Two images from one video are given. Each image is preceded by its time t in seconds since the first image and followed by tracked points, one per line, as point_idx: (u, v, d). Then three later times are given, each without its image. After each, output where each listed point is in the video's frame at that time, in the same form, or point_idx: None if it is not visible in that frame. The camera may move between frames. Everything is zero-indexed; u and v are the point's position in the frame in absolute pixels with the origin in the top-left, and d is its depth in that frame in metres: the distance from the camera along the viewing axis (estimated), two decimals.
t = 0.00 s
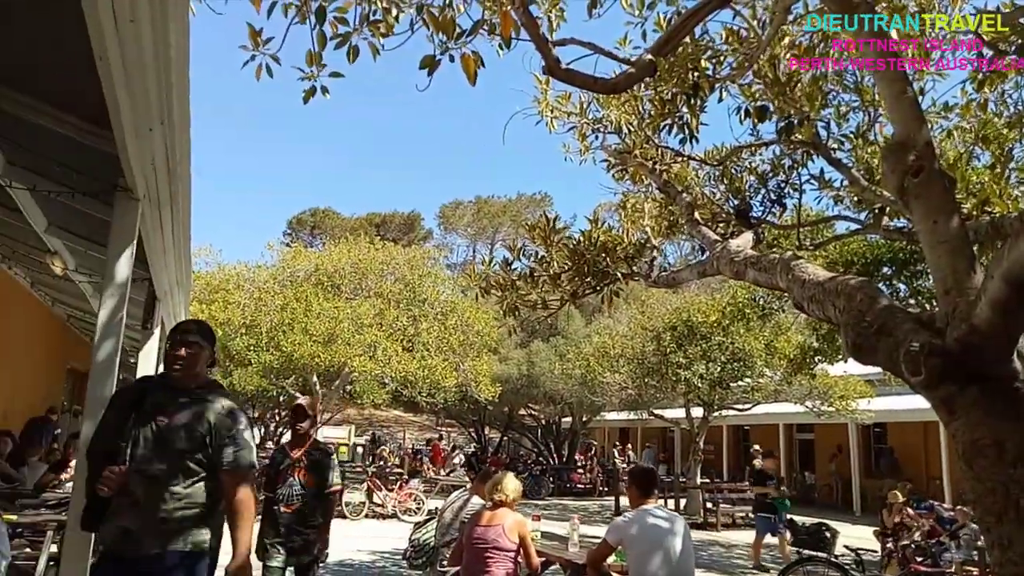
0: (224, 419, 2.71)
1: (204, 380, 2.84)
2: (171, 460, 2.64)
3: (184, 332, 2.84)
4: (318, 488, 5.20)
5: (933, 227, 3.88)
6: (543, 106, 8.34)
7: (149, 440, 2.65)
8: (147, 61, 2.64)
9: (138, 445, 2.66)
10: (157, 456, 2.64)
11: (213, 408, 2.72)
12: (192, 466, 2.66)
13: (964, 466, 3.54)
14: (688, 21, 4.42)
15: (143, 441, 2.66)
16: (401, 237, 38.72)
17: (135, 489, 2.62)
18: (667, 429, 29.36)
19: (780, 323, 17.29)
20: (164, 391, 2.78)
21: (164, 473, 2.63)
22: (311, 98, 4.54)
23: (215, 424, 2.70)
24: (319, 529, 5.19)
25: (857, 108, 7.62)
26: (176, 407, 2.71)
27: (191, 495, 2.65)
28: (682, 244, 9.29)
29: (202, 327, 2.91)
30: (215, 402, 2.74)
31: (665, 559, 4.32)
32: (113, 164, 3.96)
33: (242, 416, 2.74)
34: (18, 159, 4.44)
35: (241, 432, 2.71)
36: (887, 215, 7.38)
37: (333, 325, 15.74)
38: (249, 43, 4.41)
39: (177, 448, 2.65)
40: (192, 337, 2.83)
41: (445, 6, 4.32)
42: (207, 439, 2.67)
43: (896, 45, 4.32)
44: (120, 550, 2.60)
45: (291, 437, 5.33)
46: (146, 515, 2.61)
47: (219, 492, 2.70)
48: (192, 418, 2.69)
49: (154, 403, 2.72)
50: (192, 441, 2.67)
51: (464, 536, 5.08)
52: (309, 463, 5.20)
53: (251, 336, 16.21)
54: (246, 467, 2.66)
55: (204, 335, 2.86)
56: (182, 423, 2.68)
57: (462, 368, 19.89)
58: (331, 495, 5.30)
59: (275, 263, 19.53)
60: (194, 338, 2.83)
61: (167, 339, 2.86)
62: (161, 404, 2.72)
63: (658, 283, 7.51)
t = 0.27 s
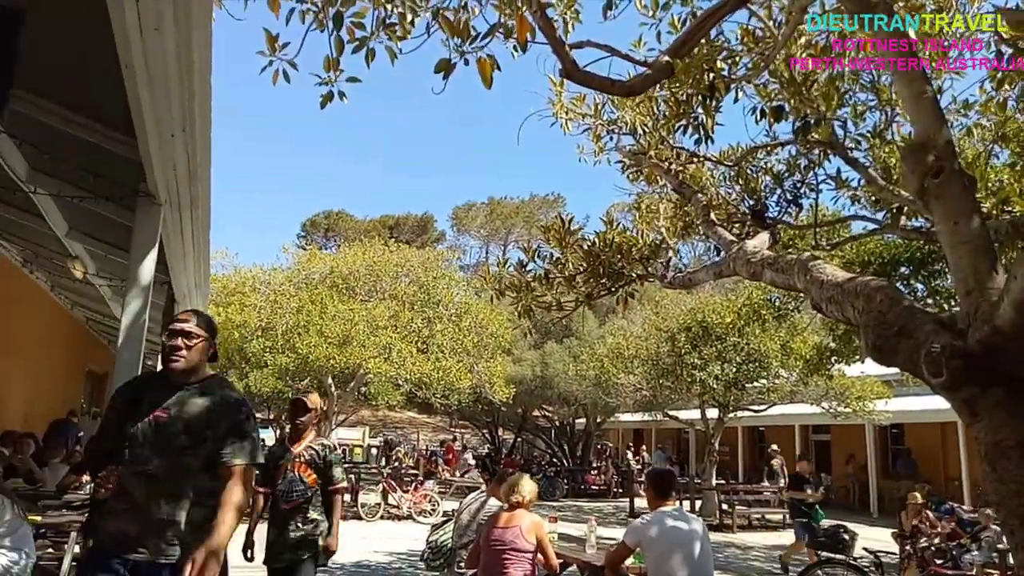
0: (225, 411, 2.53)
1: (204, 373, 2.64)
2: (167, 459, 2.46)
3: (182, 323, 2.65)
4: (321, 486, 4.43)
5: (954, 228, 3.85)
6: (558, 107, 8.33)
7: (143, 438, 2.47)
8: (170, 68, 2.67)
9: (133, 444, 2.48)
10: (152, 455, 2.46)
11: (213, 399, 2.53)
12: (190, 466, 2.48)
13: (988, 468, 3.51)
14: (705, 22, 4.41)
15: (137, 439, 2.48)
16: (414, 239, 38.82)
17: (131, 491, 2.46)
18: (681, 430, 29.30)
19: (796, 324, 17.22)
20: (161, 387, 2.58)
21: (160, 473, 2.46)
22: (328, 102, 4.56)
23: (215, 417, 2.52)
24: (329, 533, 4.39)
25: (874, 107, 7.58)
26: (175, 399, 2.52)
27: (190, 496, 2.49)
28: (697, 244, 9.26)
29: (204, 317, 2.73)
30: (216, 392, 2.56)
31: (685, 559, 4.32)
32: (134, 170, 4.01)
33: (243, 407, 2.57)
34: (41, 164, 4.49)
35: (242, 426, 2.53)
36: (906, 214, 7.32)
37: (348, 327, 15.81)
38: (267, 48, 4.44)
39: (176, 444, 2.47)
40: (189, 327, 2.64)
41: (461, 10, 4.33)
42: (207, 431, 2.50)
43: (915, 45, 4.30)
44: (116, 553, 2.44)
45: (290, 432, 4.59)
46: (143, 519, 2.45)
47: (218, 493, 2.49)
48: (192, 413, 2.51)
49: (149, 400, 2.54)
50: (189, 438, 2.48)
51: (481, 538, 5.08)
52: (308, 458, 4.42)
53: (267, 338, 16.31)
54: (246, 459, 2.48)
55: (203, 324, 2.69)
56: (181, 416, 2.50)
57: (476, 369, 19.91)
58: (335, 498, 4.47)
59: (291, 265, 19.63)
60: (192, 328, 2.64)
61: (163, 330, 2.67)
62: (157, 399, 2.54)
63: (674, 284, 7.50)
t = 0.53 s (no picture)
0: (202, 413, 2.46)
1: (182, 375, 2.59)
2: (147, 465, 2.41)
3: (157, 320, 2.59)
4: (316, 493, 4.41)
5: (968, 229, 3.84)
6: (567, 109, 8.34)
7: (121, 444, 2.41)
8: (190, 74, 2.71)
9: (112, 449, 2.41)
10: (131, 461, 2.41)
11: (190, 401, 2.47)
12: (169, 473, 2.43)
13: (999, 472, 3.49)
14: (716, 25, 4.43)
15: (114, 444, 2.42)
16: (422, 240, 38.83)
17: (109, 499, 2.41)
18: (689, 430, 29.26)
19: (804, 324, 17.19)
20: (141, 388, 2.52)
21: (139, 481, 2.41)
22: (345, 106, 4.58)
23: (192, 420, 2.45)
24: (322, 538, 4.41)
25: (883, 107, 7.57)
26: (152, 403, 2.46)
27: (168, 504, 2.44)
28: (705, 244, 9.26)
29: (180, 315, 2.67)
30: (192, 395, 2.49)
31: (698, 560, 4.33)
32: (153, 174, 4.05)
33: (221, 408, 2.50)
34: (59, 168, 4.52)
35: (218, 425, 2.46)
36: (916, 214, 7.30)
37: (357, 327, 15.86)
38: (285, 53, 4.47)
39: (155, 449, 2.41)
40: (167, 327, 2.59)
41: (476, 13, 4.34)
42: (184, 436, 2.43)
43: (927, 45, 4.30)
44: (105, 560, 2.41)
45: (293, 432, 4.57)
46: (123, 526, 2.42)
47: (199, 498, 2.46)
48: (170, 415, 2.44)
49: (124, 404, 2.48)
50: (166, 443, 2.41)
51: (494, 539, 5.08)
52: (306, 465, 4.41)
53: (276, 339, 16.37)
54: (228, 465, 2.43)
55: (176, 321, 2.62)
56: (159, 420, 2.43)
57: (485, 370, 19.89)
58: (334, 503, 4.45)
59: (299, 266, 19.69)
60: (168, 329, 2.58)
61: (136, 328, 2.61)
62: (137, 401, 2.47)
63: (684, 284, 7.50)
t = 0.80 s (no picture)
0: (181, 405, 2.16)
1: (152, 364, 2.27)
2: (117, 466, 2.07)
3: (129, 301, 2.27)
4: (304, 494, 4.30)
5: (982, 230, 3.80)
6: (575, 109, 8.30)
7: (88, 440, 2.07)
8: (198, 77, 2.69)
9: (69, 445, 2.08)
10: (98, 460, 2.06)
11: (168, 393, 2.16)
12: (143, 477, 2.10)
13: (1013, 475, 3.44)
14: (726, 24, 4.38)
15: (74, 442, 2.07)
16: (428, 240, 38.86)
17: (67, 506, 2.05)
18: (696, 430, 29.23)
19: (812, 324, 17.15)
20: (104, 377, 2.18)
21: (108, 484, 2.06)
22: (352, 106, 4.55)
23: (170, 413, 2.14)
24: (305, 543, 4.28)
25: (893, 106, 7.52)
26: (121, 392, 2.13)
27: (140, 510, 2.10)
28: (712, 244, 9.21)
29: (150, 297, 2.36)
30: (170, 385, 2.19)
31: (707, 560, 4.29)
32: (161, 176, 4.02)
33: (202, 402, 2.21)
34: (66, 170, 4.50)
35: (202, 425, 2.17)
36: (927, 214, 7.24)
37: (364, 328, 15.87)
38: (293, 54, 4.45)
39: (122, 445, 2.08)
40: (136, 309, 2.27)
41: (483, 14, 4.32)
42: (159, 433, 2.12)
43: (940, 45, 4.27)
44: None
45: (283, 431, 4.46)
46: (80, 538, 2.05)
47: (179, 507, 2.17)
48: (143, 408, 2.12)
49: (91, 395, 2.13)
50: (135, 438, 2.09)
51: (499, 540, 5.06)
52: (295, 464, 4.30)
53: (283, 339, 16.38)
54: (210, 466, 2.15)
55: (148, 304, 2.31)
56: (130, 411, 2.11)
57: (491, 370, 19.86)
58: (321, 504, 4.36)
59: (306, 267, 19.73)
60: (138, 311, 2.26)
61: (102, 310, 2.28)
62: (99, 389, 2.13)
63: (692, 285, 7.46)
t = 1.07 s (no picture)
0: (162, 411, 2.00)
1: (127, 365, 2.09)
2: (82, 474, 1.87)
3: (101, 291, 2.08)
4: (287, 496, 4.28)
5: (991, 228, 3.75)
6: (579, 108, 8.28)
7: (50, 445, 1.88)
8: (200, 75, 2.67)
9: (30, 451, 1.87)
10: (62, 467, 1.86)
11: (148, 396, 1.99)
12: (113, 484, 1.90)
13: (1020, 477, 3.39)
14: (731, 20, 4.36)
15: (37, 447, 1.88)
16: (433, 240, 38.89)
17: (23, 519, 1.83)
18: (702, 430, 29.18)
19: (819, 323, 17.10)
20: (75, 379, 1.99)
21: (70, 492, 1.86)
22: (354, 105, 4.54)
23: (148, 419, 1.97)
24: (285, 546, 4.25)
25: (900, 104, 7.48)
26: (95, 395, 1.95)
27: (111, 524, 1.91)
28: (718, 244, 9.17)
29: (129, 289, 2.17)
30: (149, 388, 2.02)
31: (712, 560, 4.27)
32: (163, 175, 4.01)
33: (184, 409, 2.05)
34: (69, 169, 4.50)
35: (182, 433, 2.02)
36: (934, 212, 7.17)
37: (370, 328, 15.88)
38: (295, 52, 4.45)
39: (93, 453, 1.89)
40: (110, 300, 2.07)
41: (486, 12, 4.31)
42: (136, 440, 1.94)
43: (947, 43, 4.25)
44: None
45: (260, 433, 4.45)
46: (36, 556, 1.84)
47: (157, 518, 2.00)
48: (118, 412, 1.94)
49: (55, 396, 1.94)
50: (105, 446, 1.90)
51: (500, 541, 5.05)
52: (276, 463, 4.27)
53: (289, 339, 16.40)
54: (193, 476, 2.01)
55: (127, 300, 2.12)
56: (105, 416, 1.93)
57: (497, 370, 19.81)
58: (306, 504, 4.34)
59: (312, 267, 19.76)
60: (112, 303, 2.07)
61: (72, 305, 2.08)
62: (72, 392, 1.95)
63: (697, 284, 7.43)
